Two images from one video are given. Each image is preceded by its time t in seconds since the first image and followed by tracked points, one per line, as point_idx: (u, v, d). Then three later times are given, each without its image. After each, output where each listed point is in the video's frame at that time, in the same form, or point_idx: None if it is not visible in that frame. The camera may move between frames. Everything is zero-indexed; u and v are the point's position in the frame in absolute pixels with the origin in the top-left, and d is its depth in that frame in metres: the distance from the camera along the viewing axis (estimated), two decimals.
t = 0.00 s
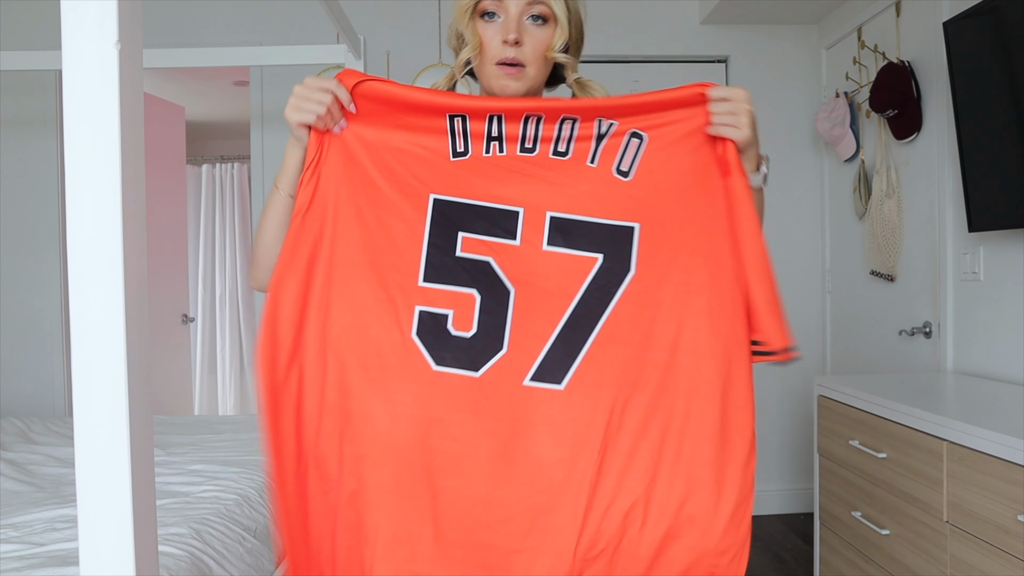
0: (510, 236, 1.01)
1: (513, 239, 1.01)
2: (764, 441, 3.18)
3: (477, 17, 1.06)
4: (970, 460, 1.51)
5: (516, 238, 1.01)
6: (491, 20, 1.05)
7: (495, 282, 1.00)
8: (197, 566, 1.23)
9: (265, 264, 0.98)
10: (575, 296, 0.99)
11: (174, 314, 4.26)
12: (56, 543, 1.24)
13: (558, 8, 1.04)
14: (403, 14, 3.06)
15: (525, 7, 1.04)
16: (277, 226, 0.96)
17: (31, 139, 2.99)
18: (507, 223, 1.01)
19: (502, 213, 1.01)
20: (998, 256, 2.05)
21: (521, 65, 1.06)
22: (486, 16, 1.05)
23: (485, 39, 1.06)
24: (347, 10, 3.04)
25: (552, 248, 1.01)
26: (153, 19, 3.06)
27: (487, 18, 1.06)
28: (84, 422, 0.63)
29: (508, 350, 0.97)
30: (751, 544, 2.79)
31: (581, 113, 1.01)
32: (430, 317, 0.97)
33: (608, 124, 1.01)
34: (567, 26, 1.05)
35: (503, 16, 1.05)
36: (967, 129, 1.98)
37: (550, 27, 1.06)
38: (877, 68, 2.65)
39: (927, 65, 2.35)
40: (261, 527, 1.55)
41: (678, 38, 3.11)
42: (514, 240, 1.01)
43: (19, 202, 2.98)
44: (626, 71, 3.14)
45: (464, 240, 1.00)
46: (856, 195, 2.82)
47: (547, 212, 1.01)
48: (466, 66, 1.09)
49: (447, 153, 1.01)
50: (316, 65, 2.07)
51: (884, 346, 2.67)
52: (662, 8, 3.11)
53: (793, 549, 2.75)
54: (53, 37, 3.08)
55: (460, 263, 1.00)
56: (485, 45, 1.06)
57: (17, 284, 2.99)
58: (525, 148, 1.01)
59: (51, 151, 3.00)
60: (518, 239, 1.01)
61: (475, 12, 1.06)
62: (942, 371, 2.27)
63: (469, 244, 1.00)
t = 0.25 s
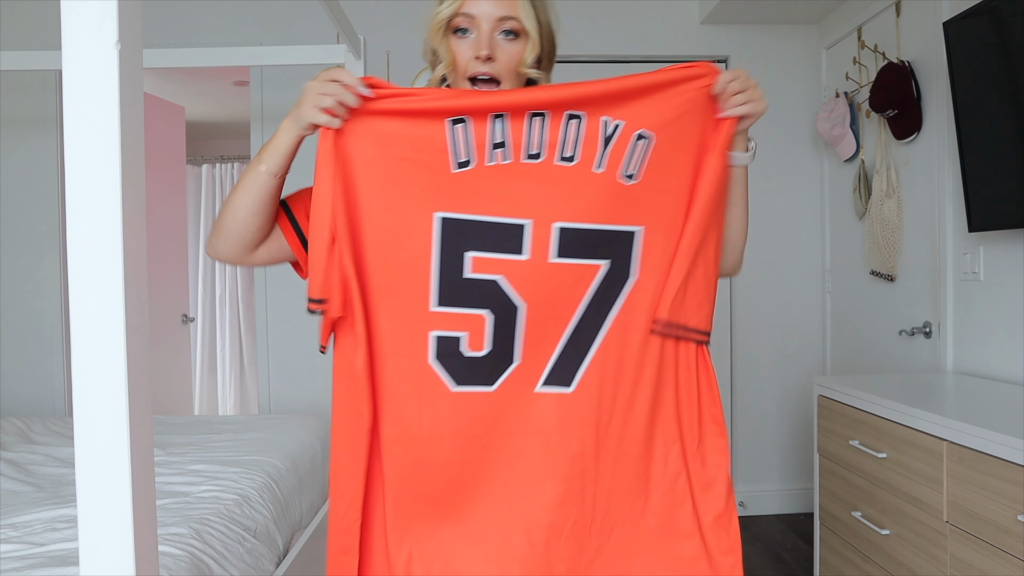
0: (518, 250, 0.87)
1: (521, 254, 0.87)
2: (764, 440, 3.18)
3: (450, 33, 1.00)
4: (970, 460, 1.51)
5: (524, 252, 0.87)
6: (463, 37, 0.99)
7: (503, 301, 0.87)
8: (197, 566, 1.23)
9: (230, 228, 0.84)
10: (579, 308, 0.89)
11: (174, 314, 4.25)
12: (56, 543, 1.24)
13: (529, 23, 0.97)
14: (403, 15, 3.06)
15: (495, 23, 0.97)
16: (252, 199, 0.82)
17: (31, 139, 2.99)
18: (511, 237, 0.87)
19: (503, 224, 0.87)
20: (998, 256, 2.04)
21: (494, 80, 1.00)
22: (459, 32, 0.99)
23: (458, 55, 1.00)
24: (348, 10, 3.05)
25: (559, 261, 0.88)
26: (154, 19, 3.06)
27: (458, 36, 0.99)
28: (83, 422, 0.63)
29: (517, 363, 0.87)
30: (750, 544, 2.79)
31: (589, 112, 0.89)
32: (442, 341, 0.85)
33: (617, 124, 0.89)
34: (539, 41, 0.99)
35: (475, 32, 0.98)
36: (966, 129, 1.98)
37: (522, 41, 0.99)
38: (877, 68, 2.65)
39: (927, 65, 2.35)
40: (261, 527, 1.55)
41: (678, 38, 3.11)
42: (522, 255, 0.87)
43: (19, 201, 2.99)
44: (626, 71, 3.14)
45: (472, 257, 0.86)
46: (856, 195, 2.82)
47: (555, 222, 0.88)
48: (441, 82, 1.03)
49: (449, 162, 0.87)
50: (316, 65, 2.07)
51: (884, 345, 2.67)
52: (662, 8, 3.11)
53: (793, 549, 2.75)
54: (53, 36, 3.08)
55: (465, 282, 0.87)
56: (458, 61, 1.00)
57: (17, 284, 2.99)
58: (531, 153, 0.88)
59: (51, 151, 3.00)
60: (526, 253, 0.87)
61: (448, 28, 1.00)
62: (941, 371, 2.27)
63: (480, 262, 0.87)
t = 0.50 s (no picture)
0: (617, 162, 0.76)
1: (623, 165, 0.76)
2: (764, 440, 3.18)
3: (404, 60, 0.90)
4: (969, 460, 1.51)
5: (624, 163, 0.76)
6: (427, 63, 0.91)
7: (611, 216, 0.75)
8: (197, 566, 1.23)
9: (250, 128, 0.70)
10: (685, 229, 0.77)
11: (174, 314, 4.25)
12: (56, 543, 1.24)
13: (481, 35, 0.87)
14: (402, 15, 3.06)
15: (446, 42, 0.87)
16: (288, 100, 0.70)
17: (31, 139, 2.99)
18: (607, 149, 0.75)
19: (599, 140, 0.75)
20: (999, 256, 2.04)
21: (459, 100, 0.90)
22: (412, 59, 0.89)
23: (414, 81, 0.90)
24: (347, 10, 3.05)
25: (660, 170, 0.76)
26: (154, 20, 3.06)
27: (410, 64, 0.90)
28: (83, 422, 0.63)
29: (630, 275, 0.75)
30: (750, 544, 2.79)
31: (664, 29, 0.80)
32: (558, 255, 0.73)
33: (690, 43, 0.80)
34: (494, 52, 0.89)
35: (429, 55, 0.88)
36: (967, 129, 1.98)
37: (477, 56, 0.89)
38: (877, 69, 2.65)
39: (927, 65, 2.35)
40: (261, 527, 1.55)
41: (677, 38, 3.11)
42: (622, 165, 0.76)
43: (19, 202, 2.99)
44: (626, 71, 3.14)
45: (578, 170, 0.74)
46: (856, 195, 2.82)
47: (649, 133, 0.76)
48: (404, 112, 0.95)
49: (544, 83, 0.75)
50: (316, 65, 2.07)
51: (884, 345, 2.67)
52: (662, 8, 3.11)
53: (794, 549, 2.75)
54: (53, 37, 3.08)
55: (573, 198, 0.74)
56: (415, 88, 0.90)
57: (18, 284, 2.99)
58: (622, 74, 0.77)
59: (51, 151, 3.00)
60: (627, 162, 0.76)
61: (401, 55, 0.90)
62: (941, 371, 2.27)
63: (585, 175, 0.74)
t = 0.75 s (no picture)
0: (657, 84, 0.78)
1: (664, 86, 0.78)
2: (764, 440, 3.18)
3: (388, 85, 0.99)
4: (969, 460, 1.51)
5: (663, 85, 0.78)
6: (400, 86, 0.98)
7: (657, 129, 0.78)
8: (197, 566, 1.23)
9: (299, 56, 0.78)
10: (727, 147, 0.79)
11: (174, 314, 4.26)
12: (56, 543, 1.24)
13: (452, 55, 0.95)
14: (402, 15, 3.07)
15: (422, 65, 0.95)
16: (337, 35, 0.76)
17: (30, 140, 2.99)
18: (649, 72, 0.78)
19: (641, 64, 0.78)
20: (999, 256, 2.04)
21: (438, 114, 0.97)
22: (395, 83, 0.98)
23: (398, 103, 0.99)
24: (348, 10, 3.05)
25: (695, 91, 0.79)
26: (154, 20, 3.06)
27: (395, 88, 0.98)
28: (83, 422, 0.64)
29: (680, 180, 0.77)
30: (750, 544, 2.79)
31: None
32: (607, 165, 0.75)
33: None
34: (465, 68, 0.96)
35: (408, 78, 0.96)
36: (967, 129, 1.98)
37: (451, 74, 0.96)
38: (877, 69, 2.65)
39: (927, 65, 2.35)
40: (261, 526, 1.55)
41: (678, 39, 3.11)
42: (662, 87, 0.78)
43: (19, 202, 2.99)
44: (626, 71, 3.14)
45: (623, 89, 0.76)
46: (856, 195, 2.82)
47: (684, 61, 0.80)
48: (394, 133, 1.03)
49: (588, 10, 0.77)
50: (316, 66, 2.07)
51: (884, 345, 2.67)
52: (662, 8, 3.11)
53: (794, 549, 2.75)
54: (53, 37, 3.08)
55: (619, 112, 0.76)
56: (399, 110, 0.98)
57: (17, 284, 2.99)
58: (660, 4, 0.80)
59: (51, 151, 3.00)
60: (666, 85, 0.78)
61: (385, 81, 0.99)
62: (941, 371, 2.27)
63: (631, 96, 0.77)
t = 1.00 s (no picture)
0: (667, 94, 0.92)
1: (673, 96, 0.92)
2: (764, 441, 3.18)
3: (394, 101, 1.06)
4: (970, 460, 1.51)
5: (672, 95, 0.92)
6: (405, 101, 1.04)
7: (668, 133, 0.91)
8: (197, 566, 1.23)
9: (341, 53, 0.90)
10: (721, 151, 0.93)
11: (174, 314, 4.26)
12: (56, 543, 1.24)
13: (451, 72, 1.01)
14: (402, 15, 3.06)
15: (423, 82, 1.01)
16: (373, 36, 0.90)
17: (30, 140, 2.99)
18: (658, 85, 0.92)
19: (650, 78, 0.91)
20: (999, 256, 2.04)
21: (440, 127, 1.03)
22: (400, 99, 1.04)
23: (403, 118, 1.05)
24: (348, 10, 3.04)
25: (700, 101, 0.93)
26: (154, 20, 3.06)
27: (401, 103, 1.05)
28: (83, 422, 0.64)
29: (692, 180, 0.90)
30: (750, 544, 2.79)
31: None
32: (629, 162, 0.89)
33: (716, 5, 0.96)
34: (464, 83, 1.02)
35: (411, 94, 1.03)
36: (966, 129, 1.98)
37: (450, 90, 1.02)
38: (877, 68, 2.65)
39: (927, 65, 2.35)
40: (261, 527, 1.55)
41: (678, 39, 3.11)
42: (671, 97, 0.92)
43: (18, 202, 2.99)
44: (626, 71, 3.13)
45: (638, 100, 0.90)
46: (856, 195, 2.82)
47: (690, 73, 0.93)
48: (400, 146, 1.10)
49: (603, 32, 0.91)
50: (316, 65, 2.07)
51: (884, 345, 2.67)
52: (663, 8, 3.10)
53: (794, 549, 2.75)
54: (52, 37, 3.08)
55: (636, 120, 0.90)
56: (404, 124, 1.05)
57: (17, 284, 2.99)
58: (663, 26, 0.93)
59: (51, 151, 3.00)
60: (674, 95, 0.92)
61: (390, 97, 1.06)
62: (941, 371, 2.27)
63: (643, 104, 0.90)
